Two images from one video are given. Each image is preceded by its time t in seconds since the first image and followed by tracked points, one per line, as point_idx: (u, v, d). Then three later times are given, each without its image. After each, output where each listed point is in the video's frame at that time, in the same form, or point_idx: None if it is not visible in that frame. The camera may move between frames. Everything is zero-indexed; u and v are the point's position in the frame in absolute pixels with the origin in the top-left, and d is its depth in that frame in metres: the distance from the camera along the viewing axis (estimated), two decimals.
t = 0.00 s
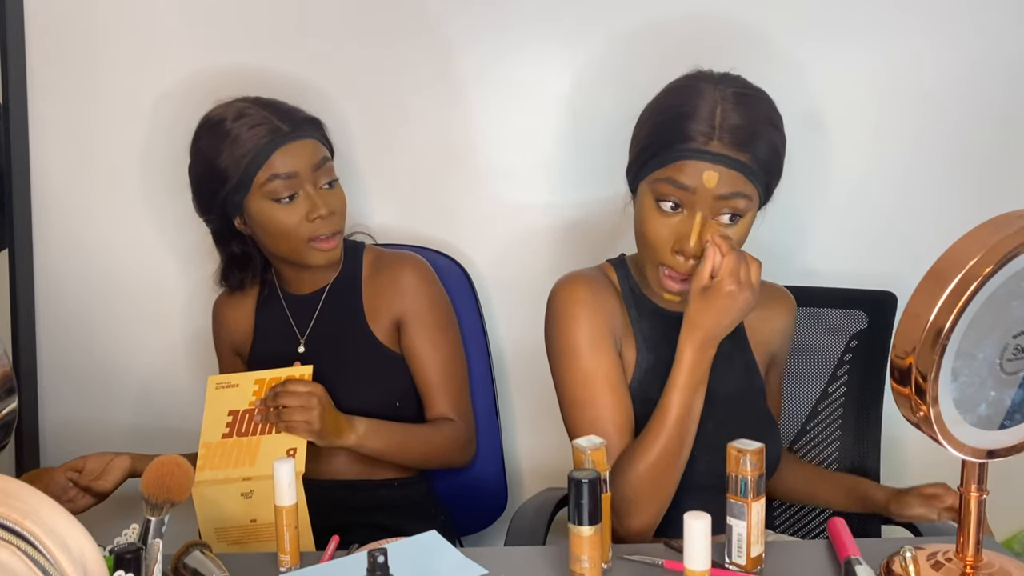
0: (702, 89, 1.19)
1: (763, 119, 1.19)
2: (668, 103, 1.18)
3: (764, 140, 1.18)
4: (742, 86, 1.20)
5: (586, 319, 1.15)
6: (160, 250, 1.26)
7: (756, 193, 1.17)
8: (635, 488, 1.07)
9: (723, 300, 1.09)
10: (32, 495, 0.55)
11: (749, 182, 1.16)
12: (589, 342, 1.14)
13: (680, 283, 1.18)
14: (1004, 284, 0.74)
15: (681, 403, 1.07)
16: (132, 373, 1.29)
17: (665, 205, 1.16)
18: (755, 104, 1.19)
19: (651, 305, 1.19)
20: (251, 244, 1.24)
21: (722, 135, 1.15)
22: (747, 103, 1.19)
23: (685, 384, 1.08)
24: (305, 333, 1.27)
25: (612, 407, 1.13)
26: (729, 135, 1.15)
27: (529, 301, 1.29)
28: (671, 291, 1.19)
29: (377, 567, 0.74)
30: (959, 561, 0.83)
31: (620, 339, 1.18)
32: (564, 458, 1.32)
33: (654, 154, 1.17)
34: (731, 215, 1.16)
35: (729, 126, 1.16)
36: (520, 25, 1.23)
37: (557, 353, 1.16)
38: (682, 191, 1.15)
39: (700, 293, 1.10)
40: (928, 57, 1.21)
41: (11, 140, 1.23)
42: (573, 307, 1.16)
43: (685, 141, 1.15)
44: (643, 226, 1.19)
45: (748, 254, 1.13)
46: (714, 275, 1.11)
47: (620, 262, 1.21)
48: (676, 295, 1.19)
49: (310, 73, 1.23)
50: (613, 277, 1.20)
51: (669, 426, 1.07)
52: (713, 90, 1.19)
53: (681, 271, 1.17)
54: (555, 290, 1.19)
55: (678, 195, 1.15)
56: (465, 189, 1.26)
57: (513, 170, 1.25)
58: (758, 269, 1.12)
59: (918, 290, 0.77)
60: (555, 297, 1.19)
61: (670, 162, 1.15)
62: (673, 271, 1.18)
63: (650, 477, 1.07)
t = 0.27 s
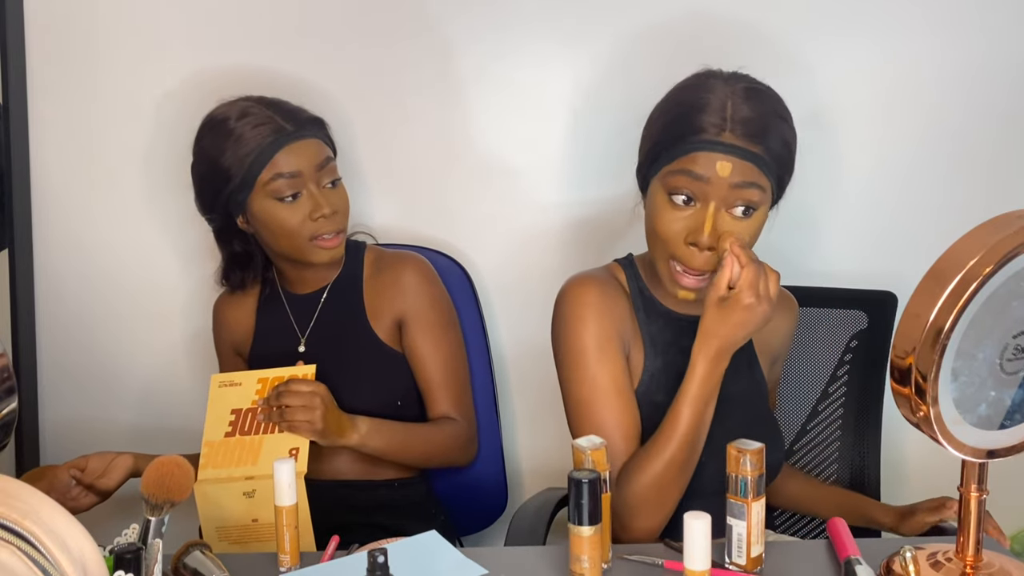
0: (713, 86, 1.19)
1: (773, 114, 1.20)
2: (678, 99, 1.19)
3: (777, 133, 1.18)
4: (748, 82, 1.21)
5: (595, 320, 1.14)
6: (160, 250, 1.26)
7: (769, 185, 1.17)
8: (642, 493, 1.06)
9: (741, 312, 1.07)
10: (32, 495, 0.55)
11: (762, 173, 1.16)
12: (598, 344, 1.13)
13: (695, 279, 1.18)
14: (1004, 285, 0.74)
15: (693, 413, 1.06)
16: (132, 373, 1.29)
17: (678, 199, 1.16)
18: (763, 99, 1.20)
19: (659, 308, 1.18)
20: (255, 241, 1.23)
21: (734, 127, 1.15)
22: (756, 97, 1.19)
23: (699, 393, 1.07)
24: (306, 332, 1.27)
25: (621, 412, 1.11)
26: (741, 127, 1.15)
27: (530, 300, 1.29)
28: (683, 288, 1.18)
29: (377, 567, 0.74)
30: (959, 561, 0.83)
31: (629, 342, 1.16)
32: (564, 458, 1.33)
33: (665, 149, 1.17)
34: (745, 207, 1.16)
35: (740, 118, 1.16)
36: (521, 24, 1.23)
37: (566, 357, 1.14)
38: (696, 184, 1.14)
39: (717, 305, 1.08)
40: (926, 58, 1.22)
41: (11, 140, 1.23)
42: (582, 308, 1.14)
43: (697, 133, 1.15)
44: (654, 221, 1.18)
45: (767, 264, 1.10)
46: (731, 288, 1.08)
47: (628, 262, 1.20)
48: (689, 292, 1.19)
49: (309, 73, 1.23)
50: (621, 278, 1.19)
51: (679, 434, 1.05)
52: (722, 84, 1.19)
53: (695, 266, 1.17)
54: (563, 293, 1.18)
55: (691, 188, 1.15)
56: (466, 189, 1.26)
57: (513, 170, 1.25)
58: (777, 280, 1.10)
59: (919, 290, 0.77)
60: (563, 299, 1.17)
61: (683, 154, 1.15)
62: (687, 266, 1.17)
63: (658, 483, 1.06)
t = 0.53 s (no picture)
0: (739, 96, 1.19)
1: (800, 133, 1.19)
2: (700, 108, 1.19)
3: (795, 154, 1.17)
4: (776, 99, 1.20)
5: (600, 320, 1.13)
6: (160, 250, 1.26)
7: (779, 211, 1.17)
8: (647, 491, 1.05)
9: (740, 307, 1.08)
10: (32, 495, 0.55)
11: (775, 203, 1.16)
12: (603, 343, 1.12)
13: (696, 289, 1.17)
14: (1004, 285, 0.75)
15: (699, 411, 1.06)
16: (132, 373, 1.29)
17: (688, 215, 1.15)
18: (791, 117, 1.19)
19: (665, 309, 1.18)
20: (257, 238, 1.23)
21: (754, 151, 1.14)
22: (784, 116, 1.18)
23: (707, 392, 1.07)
24: (305, 332, 1.26)
25: (626, 411, 1.11)
26: (760, 151, 1.14)
27: (532, 300, 1.29)
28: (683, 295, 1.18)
29: (377, 567, 0.74)
30: (959, 561, 0.83)
31: (635, 342, 1.16)
32: (564, 460, 1.33)
33: (681, 161, 1.17)
34: (752, 231, 1.15)
35: (761, 141, 1.14)
36: (522, 25, 1.23)
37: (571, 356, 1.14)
38: (707, 206, 1.14)
39: (716, 302, 1.09)
40: (925, 59, 1.23)
41: (11, 140, 1.23)
42: (586, 307, 1.13)
43: (712, 154, 1.14)
44: (660, 235, 1.18)
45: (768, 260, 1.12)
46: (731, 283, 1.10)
47: (633, 262, 1.20)
48: (690, 298, 1.18)
49: (309, 73, 1.23)
50: (627, 279, 1.18)
51: (686, 434, 1.05)
52: (749, 98, 1.18)
53: (694, 278, 1.16)
54: (566, 292, 1.17)
55: (700, 206, 1.14)
56: (466, 189, 1.26)
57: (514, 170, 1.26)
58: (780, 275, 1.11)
59: (918, 290, 0.77)
60: (566, 298, 1.16)
61: (697, 174, 1.14)
62: (687, 277, 1.17)
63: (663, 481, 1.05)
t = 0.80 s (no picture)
0: (753, 92, 1.18)
1: (813, 130, 1.18)
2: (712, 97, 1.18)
3: (806, 153, 1.16)
4: (784, 94, 1.19)
5: (606, 319, 1.12)
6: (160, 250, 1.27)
7: (784, 200, 1.14)
8: (663, 494, 1.05)
9: (743, 316, 1.04)
10: (32, 494, 0.55)
11: (778, 187, 1.13)
12: (611, 343, 1.11)
13: (694, 276, 1.15)
14: (1004, 285, 0.75)
15: (716, 408, 1.05)
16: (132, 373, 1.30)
17: (693, 198, 1.14)
18: (801, 114, 1.18)
19: (670, 312, 1.17)
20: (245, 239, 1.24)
21: (761, 135, 1.13)
22: (794, 112, 1.18)
23: (727, 386, 1.06)
24: (300, 329, 1.26)
25: (637, 411, 1.10)
26: (769, 135, 1.13)
27: (532, 300, 1.29)
28: (678, 286, 1.17)
29: (377, 567, 0.74)
30: (959, 561, 0.83)
31: (643, 342, 1.15)
32: (564, 460, 1.33)
33: (690, 143, 1.15)
34: (756, 218, 1.13)
35: (770, 127, 1.14)
36: (523, 25, 1.23)
37: (579, 357, 1.13)
38: (714, 185, 1.12)
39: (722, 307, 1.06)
40: (925, 58, 1.23)
41: (11, 140, 1.23)
42: (592, 307, 1.12)
43: (722, 135, 1.13)
44: (664, 217, 1.16)
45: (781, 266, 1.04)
46: (740, 294, 1.04)
47: (637, 263, 1.19)
48: (684, 291, 1.17)
49: (308, 74, 1.23)
50: (630, 278, 1.18)
51: (703, 433, 1.04)
52: (761, 92, 1.18)
53: (695, 264, 1.15)
54: (573, 291, 1.16)
55: (705, 189, 1.12)
56: (467, 188, 1.26)
57: (514, 170, 1.25)
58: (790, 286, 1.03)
59: (919, 290, 0.77)
60: (574, 295, 1.16)
61: (705, 153, 1.13)
62: (687, 263, 1.15)
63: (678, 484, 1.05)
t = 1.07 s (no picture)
0: (756, 91, 1.18)
1: (814, 131, 1.19)
2: (718, 95, 1.18)
3: (809, 154, 1.16)
4: (785, 95, 1.20)
5: (614, 317, 1.12)
6: (161, 251, 1.27)
7: (784, 197, 1.14)
8: (686, 492, 1.05)
9: (774, 300, 1.08)
10: (31, 494, 0.55)
11: (778, 182, 1.13)
12: (619, 341, 1.11)
13: (695, 270, 1.14)
14: (1004, 285, 0.75)
15: (737, 400, 1.07)
16: (132, 373, 1.30)
17: (693, 192, 1.13)
18: (801, 114, 1.19)
19: (672, 311, 1.18)
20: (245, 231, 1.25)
21: (765, 132, 1.13)
22: (796, 111, 1.19)
23: (747, 376, 1.08)
24: (304, 325, 1.28)
25: (648, 408, 1.10)
26: (772, 133, 1.13)
27: (532, 300, 1.29)
28: (682, 278, 1.16)
29: (377, 567, 0.74)
30: (959, 561, 0.82)
31: (650, 337, 1.16)
32: (564, 460, 1.33)
33: (692, 140, 1.16)
34: (757, 213, 1.13)
35: (774, 124, 1.14)
36: (523, 25, 1.23)
37: (588, 357, 1.12)
38: (716, 178, 1.12)
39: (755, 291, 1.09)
40: (925, 58, 1.23)
41: (11, 140, 1.23)
42: (599, 306, 1.12)
43: (726, 129, 1.13)
44: (665, 211, 1.16)
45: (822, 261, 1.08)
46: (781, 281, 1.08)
47: (638, 263, 1.19)
48: (688, 282, 1.16)
49: (308, 74, 1.24)
50: (632, 276, 1.18)
51: (724, 427, 1.06)
52: (765, 92, 1.19)
53: (696, 257, 1.14)
54: (578, 288, 1.16)
55: (707, 182, 1.12)
56: (466, 188, 1.26)
57: (514, 169, 1.25)
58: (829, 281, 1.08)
59: (919, 290, 0.77)
60: (580, 293, 1.15)
61: (708, 148, 1.13)
62: (688, 256, 1.14)
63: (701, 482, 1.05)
